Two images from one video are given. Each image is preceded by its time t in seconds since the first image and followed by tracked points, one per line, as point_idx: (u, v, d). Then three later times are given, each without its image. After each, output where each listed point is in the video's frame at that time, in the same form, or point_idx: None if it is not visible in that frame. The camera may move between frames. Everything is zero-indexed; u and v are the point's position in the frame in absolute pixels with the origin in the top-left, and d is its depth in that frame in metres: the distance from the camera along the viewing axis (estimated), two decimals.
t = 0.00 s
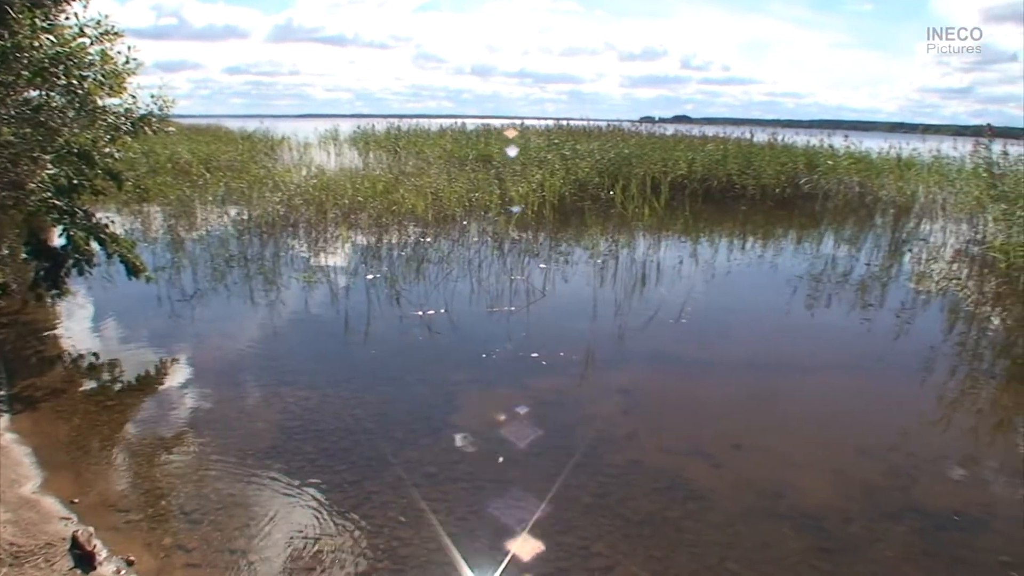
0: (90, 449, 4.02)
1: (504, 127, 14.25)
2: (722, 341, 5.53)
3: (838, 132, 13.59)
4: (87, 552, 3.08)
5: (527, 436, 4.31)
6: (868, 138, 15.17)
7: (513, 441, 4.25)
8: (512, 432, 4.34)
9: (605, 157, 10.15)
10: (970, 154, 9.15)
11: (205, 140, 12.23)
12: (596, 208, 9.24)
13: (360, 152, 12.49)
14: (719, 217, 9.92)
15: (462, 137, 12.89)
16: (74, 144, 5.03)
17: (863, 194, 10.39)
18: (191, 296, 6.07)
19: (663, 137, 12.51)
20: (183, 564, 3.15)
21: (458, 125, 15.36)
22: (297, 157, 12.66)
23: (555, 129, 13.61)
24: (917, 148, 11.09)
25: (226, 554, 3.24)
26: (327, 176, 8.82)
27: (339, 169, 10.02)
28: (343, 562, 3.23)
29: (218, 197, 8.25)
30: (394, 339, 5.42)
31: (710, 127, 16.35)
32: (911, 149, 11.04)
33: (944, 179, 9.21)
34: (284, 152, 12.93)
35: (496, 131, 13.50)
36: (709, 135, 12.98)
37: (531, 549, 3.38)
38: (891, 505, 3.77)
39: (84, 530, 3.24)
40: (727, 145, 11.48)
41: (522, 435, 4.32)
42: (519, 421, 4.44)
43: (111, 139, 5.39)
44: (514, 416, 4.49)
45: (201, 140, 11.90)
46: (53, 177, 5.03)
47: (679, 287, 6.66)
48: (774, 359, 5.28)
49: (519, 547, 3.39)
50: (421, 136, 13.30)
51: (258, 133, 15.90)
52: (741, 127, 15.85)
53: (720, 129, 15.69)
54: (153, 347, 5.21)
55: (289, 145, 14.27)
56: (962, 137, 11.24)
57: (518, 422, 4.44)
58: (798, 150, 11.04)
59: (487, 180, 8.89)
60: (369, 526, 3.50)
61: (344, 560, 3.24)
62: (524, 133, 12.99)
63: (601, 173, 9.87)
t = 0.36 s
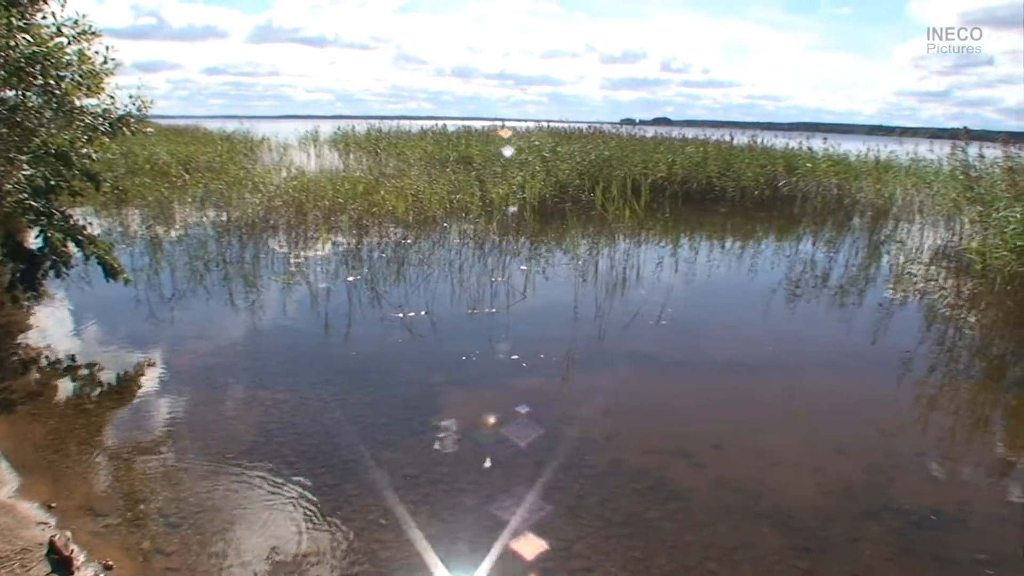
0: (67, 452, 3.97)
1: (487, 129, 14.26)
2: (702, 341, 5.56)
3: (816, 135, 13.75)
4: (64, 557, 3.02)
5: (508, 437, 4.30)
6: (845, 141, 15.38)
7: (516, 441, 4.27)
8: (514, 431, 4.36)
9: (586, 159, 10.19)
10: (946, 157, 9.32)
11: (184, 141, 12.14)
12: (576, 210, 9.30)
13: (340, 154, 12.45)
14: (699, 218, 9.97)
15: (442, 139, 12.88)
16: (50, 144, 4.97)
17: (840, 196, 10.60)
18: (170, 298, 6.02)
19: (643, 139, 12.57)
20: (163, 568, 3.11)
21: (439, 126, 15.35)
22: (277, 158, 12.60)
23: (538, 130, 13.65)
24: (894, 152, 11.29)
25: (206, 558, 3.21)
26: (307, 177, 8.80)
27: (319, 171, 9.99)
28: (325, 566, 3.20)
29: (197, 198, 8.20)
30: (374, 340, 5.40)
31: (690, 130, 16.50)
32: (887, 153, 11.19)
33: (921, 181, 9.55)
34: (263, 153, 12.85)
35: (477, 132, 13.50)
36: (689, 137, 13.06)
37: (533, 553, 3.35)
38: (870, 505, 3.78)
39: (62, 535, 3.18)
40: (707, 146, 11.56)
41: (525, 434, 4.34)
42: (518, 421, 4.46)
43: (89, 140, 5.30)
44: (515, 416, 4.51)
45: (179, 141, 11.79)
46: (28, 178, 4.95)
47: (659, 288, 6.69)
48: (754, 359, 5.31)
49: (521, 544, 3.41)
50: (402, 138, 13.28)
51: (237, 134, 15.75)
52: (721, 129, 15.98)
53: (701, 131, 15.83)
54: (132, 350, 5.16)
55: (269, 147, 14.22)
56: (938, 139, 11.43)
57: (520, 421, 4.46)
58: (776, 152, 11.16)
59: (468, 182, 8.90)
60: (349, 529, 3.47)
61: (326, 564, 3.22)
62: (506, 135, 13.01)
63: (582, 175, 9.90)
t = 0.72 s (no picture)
0: (49, 458, 3.93)
1: (471, 131, 14.26)
2: (687, 341, 5.58)
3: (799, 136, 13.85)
4: (47, 564, 2.92)
5: (493, 439, 4.30)
6: (828, 142, 15.53)
7: (518, 442, 4.27)
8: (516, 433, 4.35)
9: (571, 161, 10.19)
10: (928, 157, 9.44)
11: (166, 144, 12.05)
12: (560, 212, 9.34)
13: (324, 156, 12.43)
14: (683, 219, 10.01)
15: (426, 141, 12.88)
16: (31, 147, 4.86)
17: (823, 197, 10.71)
18: (153, 302, 5.98)
19: (627, 140, 12.62)
20: (147, 572, 3.09)
21: (424, 128, 15.33)
22: (260, 161, 12.56)
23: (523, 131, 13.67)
24: (876, 153, 11.42)
25: (191, 563, 3.18)
26: (291, 180, 8.77)
27: (303, 173, 9.96)
28: (311, 569, 3.19)
29: (179, 201, 8.15)
30: (359, 343, 5.39)
31: (675, 131, 16.59)
32: (869, 155, 11.30)
33: (903, 182, 9.67)
34: (246, 156, 12.81)
35: (461, 134, 13.51)
36: (673, 138, 13.13)
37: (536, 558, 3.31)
38: (855, 503, 3.81)
39: (44, 542, 3.12)
40: (691, 147, 11.62)
41: (529, 437, 4.31)
42: (520, 422, 4.45)
43: (71, 143, 5.29)
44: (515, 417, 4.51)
45: (161, 144, 11.73)
46: (9, 181, 4.73)
47: (644, 289, 6.72)
48: (738, 359, 5.34)
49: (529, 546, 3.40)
50: (386, 140, 13.27)
51: (219, 136, 15.67)
52: (705, 130, 16.07)
53: (685, 131, 15.92)
54: (114, 354, 5.12)
55: (252, 150, 14.16)
56: (918, 140, 11.57)
57: (524, 422, 4.45)
58: (760, 154, 11.25)
59: (452, 184, 8.91)
60: (335, 532, 3.46)
61: (312, 566, 3.20)
62: (491, 137, 13.03)
63: (566, 176, 9.94)
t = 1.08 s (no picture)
0: (30, 459, 3.88)
1: (455, 128, 14.26)
2: (670, 337, 5.60)
3: (782, 132, 13.94)
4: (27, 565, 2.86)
5: (478, 435, 4.29)
6: (809, 138, 15.67)
7: (526, 442, 4.24)
8: (525, 433, 4.32)
9: (555, 158, 10.21)
10: (909, 154, 9.55)
11: (147, 141, 11.96)
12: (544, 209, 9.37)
13: (308, 153, 12.38)
14: (667, 216, 10.06)
15: (410, 137, 12.86)
16: (10, 144, 4.83)
17: (806, 193, 10.81)
18: (134, 300, 5.93)
19: (611, 137, 12.65)
20: (129, 573, 3.06)
21: (407, 125, 15.30)
22: (242, 158, 12.49)
23: (508, 128, 13.68)
24: (859, 150, 11.55)
25: (174, 563, 3.15)
26: (274, 177, 8.73)
27: (286, 170, 9.91)
28: (296, 568, 3.16)
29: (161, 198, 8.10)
30: (342, 340, 5.37)
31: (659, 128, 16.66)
32: (851, 153, 11.39)
33: (885, 177, 10.06)
34: (228, 152, 12.72)
35: (444, 131, 13.49)
36: (657, 135, 13.18)
37: (544, 559, 3.28)
38: (838, 497, 3.82)
39: (25, 543, 3.08)
40: (674, 144, 11.66)
41: (521, 434, 4.30)
42: (529, 422, 4.42)
43: (51, 140, 5.20)
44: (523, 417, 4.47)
45: (143, 141, 11.63)
46: None
47: (627, 285, 6.73)
48: (721, 354, 5.35)
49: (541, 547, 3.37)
50: (369, 137, 13.23)
51: (201, 133, 15.55)
52: (689, 127, 16.15)
53: (669, 128, 16.02)
54: (95, 353, 5.07)
55: (235, 147, 14.10)
56: (900, 138, 11.71)
57: (532, 423, 4.41)
58: (742, 150, 11.32)
59: (436, 180, 8.90)
60: (320, 530, 3.44)
61: (297, 566, 3.18)
62: (475, 133, 13.02)
63: (550, 173, 9.99)
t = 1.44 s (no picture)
0: (4, 459, 3.83)
1: (434, 123, 14.24)
2: (649, 331, 5.61)
3: (760, 126, 14.04)
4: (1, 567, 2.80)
5: (457, 431, 4.29)
6: (788, 133, 15.81)
7: (534, 441, 4.22)
8: (533, 431, 4.31)
9: (532, 152, 10.28)
10: (884, 148, 9.68)
11: (123, 137, 11.84)
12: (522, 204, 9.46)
13: (285, 149, 12.31)
14: (645, 211, 10.11)
15: (387, 132, 12.84)
16: None
17: (783, 187, 10.91)
18: (110, 298, 5.87)
19: (590, 131, 12.69)
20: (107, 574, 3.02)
21: (386, 120, 15.26)
22: (219, 154, 12.40)
23: (488, 123, 13.68)
24: (835, 144, 11.69)
25: (152, 562, 3.12)
26: (251, 173, 8.68)
27: (263, 165, 9.85)
28: (275, 567, 3.14)
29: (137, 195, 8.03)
30: (320, 336, 5.34)
31: (638, 122, 16.76)
32: (828, 146, 11.51)
33: (861, 171, 10.02)
34: (203, 149, 12.63)
35: (422, 126, 13.47)
36: (636, 129, 13.23)
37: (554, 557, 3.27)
38: (816, 488, 3.85)
39: None
40: (653, 138, 11.73)
41: (500, 429, 4.30)
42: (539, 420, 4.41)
43: (22, 135, 5.13)
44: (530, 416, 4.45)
45: (118, 137, 11.50)
46: None
47: (606, 279, 6.75)
48: (699, 348, 5.38)
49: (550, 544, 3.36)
50: (347, 132, 13.18)
51: (178, 129, 15.41)
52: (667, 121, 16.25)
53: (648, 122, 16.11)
54: (70, 351, 5.01)
55: (213, 144, 13.99)
56: (875, 132, 11.86)
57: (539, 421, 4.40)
58: (720, 145, 11.42)
59: (415, 176, 8.91)
60: (300, 528, 3.42)
61: (276, 564, 3.16)
62: (453, 129, 13.02)
63: (528, 168, 10.07)
